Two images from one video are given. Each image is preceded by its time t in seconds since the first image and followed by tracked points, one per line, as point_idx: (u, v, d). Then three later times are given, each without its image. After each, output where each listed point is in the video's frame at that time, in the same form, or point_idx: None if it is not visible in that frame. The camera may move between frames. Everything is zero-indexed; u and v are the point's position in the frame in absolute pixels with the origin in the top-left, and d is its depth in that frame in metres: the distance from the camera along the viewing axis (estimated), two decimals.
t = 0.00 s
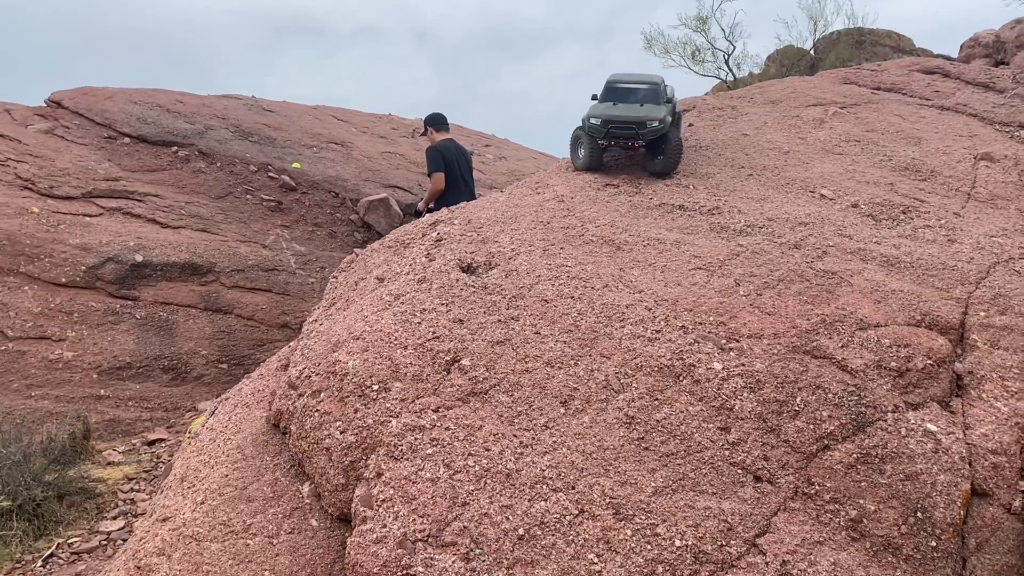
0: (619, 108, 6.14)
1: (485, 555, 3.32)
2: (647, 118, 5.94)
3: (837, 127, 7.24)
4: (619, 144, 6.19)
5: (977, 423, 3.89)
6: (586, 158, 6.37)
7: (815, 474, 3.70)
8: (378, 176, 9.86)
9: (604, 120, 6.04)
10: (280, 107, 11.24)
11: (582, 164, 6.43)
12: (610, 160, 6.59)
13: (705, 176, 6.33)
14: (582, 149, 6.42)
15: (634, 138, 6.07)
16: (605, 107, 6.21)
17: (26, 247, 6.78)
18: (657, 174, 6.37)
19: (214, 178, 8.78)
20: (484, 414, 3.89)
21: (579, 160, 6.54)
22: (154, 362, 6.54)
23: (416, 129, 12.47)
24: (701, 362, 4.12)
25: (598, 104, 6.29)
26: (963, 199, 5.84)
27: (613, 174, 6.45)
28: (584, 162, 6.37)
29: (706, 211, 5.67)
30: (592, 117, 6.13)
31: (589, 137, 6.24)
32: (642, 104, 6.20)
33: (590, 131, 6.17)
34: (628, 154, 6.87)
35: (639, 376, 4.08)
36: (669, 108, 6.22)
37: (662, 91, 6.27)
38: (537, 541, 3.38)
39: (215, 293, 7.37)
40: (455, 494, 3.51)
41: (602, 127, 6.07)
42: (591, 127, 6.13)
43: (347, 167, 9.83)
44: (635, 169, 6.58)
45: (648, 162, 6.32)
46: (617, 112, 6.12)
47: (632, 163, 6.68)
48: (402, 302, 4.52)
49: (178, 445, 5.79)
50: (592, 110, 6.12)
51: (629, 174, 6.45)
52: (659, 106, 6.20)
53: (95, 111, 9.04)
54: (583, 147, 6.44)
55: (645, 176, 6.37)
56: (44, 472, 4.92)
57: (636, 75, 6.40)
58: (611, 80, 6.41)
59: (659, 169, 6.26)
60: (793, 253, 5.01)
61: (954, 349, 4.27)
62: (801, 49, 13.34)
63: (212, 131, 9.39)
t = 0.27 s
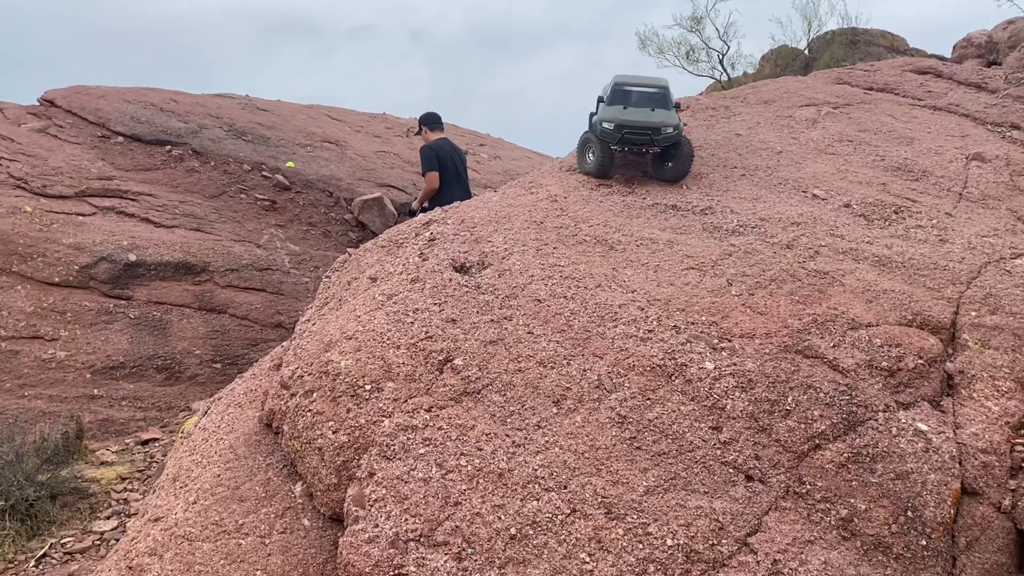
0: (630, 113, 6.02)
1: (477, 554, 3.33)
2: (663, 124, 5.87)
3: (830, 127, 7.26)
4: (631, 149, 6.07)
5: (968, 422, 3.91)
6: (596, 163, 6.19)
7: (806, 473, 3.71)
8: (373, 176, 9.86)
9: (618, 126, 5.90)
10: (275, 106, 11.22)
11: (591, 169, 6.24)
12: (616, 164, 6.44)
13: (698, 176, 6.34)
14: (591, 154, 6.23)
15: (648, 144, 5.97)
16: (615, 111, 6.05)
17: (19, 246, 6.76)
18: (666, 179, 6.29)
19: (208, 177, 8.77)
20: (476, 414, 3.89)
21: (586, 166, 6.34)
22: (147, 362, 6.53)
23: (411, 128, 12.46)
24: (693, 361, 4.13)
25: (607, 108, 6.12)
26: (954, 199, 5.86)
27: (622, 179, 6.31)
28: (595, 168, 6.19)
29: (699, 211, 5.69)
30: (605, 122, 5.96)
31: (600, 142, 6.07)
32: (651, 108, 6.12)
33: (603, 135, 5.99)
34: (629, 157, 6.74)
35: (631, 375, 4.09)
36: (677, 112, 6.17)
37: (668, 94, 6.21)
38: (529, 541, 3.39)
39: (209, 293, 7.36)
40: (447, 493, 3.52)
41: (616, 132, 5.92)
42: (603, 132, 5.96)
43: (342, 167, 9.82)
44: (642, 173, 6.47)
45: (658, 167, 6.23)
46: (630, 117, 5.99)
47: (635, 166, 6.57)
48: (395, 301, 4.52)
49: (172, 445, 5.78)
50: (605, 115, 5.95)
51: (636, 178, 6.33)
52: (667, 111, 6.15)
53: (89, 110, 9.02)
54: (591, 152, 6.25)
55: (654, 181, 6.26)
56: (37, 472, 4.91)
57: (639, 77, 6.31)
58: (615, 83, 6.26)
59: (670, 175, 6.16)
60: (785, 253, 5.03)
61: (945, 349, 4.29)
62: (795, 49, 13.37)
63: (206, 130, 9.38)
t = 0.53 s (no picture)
0: (631, 115, 5.98)
1: (470, 553, 3.33)
2: (664, 127, 5.84)
3: (823, 127, 7.29)
4: (631, 152, 6.02)
5: (959, 421, 3.93)
6: (595, 166, 6.12)
7: (799, 472, 3.72)
8: (367, 175, 9.85)
9: (619, 128, 5.85)
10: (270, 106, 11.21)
11: (590, 172, 6.16)
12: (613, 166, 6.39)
13: (692, 175, 6.35)
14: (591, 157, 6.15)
15: (649, 147, 5.92)
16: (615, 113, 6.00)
17: (11, 246, 6.74)
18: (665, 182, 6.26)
19: (202, 176, 8.75)
20: (470, 413, 3.89)
21: (584, 169, 6.26)
22: (141, 362, 6.51)
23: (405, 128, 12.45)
24: (687, 361, 4.14)
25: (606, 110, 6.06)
26: (947, 199, 5.89)
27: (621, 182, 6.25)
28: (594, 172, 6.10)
29: (693, 211, 5.70)
30: (605, 124, 5.90)
31: (601, 144, 6.00)
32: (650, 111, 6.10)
33: (603, 138, 5.93)
34: (624, 160, 6.70)
35: (624, 375, 4.10)
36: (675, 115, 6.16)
37: (666, 97, 6.20)
38: (522, 540, 3.39)
39: (202, 292, 7.34)
40: (441, 493, 3.52)
41: (617, 135, 5.86)
42: (603, 134, 5.90)
43: (336, 166, 9.81)
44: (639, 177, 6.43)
45: (657, 170, 6.21)
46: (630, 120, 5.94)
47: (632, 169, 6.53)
48: (389, 301, 4.52)
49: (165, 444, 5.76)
50: (606, 117, 5.89)
51: (634, 181, 6.28)
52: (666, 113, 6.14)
53: (82, 109, 8.99)
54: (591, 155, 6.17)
55: (653, 184, 6.23)
56: (30, 472, 4.89)
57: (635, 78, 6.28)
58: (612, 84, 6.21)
59: (669, 178, 6.14)
60: (778, 253, 5.04)
61: (937, 348, 4.31)
62: (789, 49, 13.41)
63: (199, 129, 9.36)
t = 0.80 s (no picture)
0: (632, 118, 5.92)
1: (465, 553, 3.33)
2: (667, 130, 5.79)
3: (817, 128, 7.31)
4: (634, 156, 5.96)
5: (952, 421, 3.95)
6: (597, 170, 6.05)
7: (793, 471, 3.74)
8: (361, 175, 9.83)
9: (621, 132, 5.78)
10: (264, 106, 11.18)
11: (592, 177, 6.08)
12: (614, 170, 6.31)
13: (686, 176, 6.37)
14: (592, 162, 6.07)
15: (652, 150, 5.86)
16: (616, 116, 5.94)
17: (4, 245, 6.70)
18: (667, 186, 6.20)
19: (196, 176, 8.72)
20: (465, 414, 3.90)
21: (585, 173, 6.18)
22: (134, 362, 6.49)
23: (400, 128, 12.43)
24: (681, 361, 4.15)
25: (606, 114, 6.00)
26: (939, 200, 5.91)
27: (623, 187, 6.17)
28: (596, 176, 6.02)
29: (687, 211, 5.71)
30: (606, 128, 5.83)
31: (602, 149, 5.92)
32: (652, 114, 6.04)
33: (605, 142, 5.86)
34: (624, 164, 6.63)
35: (619, 375, 4.10)
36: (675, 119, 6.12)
37: (666, 100, 6.15)
38: (518, 540, 3.40)
39: (196, 292, 7.32)
40: (436, 493, 3.52)
41: (619, 138, 5.79)
42: (605, 138, 5.83)
43: (330, 166, 9.79)
44: (641, 181, 6.37)
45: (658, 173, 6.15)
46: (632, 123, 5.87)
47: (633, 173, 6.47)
48: (384, 301, 4.51)
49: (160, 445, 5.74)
50: (607, 121, 5.83)
51: (636, 186, 6.21)
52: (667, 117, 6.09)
53: (75, 108, 8.95)
54: (592, 159, 6.09)
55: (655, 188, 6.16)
56: (23, 472, 4.86)
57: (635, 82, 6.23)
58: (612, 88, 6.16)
59: (671, 181, 6.08)
60: (772, 254, 5.06)
61: (930, 349, 4.33)
62: (783, 50, 13.45)
63: (193, 129, 9.33)
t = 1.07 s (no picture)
0: (648, 128, 5.81)
1: (458, 554, 3.33)
2: (686, 140, 5.69)
3: (810, 129, 7.33)
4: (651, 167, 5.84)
5: (943, 421, 3.97)
6: (613, 181, 5.91)
7: (785, 472, 3.75)
8: (355, 175, 9.82)
9: (641, 143, 5.66)
10: (258, 105, 11.16)
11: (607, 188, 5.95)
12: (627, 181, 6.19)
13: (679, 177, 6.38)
14: (607, 173, 5.94)
15: (670, 162, 5.77)
16: (631, 126, 5.82)
17: None
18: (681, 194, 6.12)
19: (189, 176, 8.70)
20: (458, 414, 3.90)
21: (599, 184, 6.05)
22: (127, 362, 6.46)
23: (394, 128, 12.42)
24: (674, 362, 4.16)
25: (620, 124, 5.87)
26: (932, 201, 5.94)
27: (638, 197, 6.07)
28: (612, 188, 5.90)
29: (681, 212, 5.72)
30: (624, 140, 5.71)
31: (619, 160, 5.80)
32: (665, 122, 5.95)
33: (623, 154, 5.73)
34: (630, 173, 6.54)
35: (612, 375, 4.11)
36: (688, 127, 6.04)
37: (677, 108, 6.07)
38: (510, 540, 3.40)
39: (189, 292, 7.30)
40: (429, 494, 3.52)
41: (638, 150, 5.67)
42: (622, 150, 5.70)
43: (324, 166, 9.78)
44: (653, 189, 6.28)
45: (673, 182, 6.06)
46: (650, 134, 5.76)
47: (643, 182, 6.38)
48: (377, 302, 4.51)
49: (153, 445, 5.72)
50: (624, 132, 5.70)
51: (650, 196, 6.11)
52: (680, 125, 6.00)
53: (67, 107, 8.92)
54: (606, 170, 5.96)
55: (670, 197, 6.07)
56: (15, 473, 4.85)
57: (644, 89, 6.12)
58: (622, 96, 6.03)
59: (687, 190, 6.00)
60: (764, 254, 5.07)
61: (922, 349, 4.35)
62: (776, 51, 13.49)
63: (186, 128, 9.30)
